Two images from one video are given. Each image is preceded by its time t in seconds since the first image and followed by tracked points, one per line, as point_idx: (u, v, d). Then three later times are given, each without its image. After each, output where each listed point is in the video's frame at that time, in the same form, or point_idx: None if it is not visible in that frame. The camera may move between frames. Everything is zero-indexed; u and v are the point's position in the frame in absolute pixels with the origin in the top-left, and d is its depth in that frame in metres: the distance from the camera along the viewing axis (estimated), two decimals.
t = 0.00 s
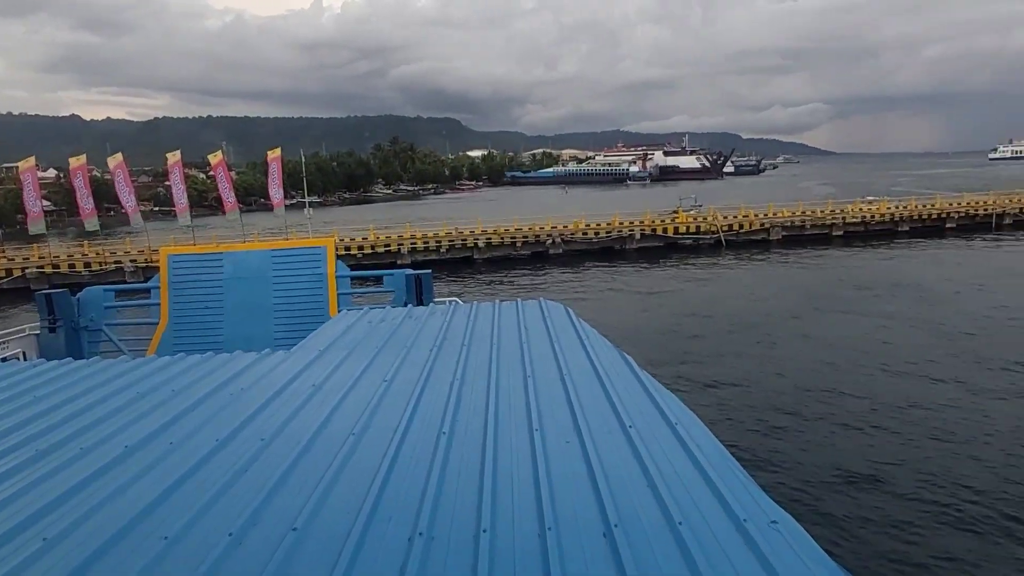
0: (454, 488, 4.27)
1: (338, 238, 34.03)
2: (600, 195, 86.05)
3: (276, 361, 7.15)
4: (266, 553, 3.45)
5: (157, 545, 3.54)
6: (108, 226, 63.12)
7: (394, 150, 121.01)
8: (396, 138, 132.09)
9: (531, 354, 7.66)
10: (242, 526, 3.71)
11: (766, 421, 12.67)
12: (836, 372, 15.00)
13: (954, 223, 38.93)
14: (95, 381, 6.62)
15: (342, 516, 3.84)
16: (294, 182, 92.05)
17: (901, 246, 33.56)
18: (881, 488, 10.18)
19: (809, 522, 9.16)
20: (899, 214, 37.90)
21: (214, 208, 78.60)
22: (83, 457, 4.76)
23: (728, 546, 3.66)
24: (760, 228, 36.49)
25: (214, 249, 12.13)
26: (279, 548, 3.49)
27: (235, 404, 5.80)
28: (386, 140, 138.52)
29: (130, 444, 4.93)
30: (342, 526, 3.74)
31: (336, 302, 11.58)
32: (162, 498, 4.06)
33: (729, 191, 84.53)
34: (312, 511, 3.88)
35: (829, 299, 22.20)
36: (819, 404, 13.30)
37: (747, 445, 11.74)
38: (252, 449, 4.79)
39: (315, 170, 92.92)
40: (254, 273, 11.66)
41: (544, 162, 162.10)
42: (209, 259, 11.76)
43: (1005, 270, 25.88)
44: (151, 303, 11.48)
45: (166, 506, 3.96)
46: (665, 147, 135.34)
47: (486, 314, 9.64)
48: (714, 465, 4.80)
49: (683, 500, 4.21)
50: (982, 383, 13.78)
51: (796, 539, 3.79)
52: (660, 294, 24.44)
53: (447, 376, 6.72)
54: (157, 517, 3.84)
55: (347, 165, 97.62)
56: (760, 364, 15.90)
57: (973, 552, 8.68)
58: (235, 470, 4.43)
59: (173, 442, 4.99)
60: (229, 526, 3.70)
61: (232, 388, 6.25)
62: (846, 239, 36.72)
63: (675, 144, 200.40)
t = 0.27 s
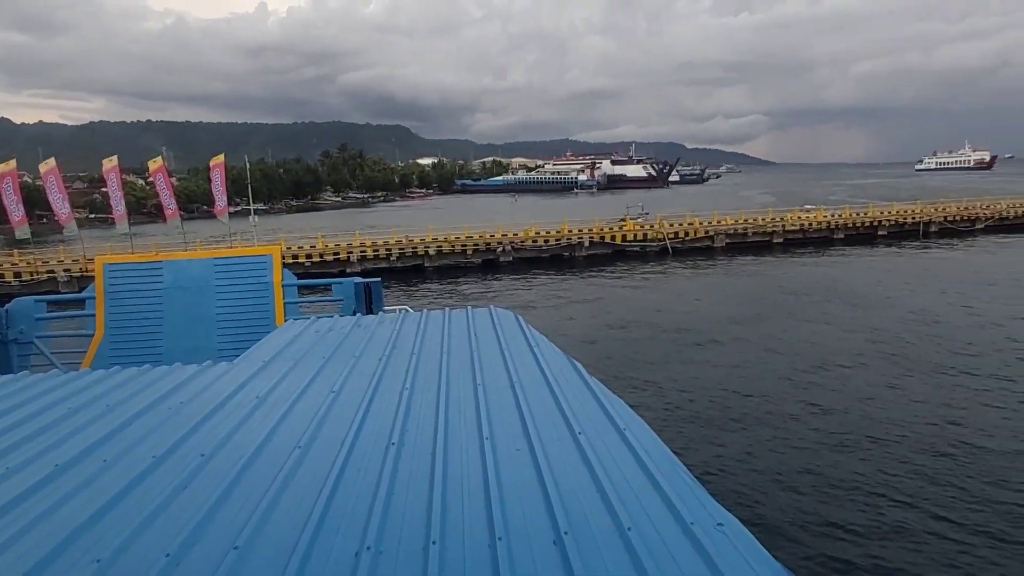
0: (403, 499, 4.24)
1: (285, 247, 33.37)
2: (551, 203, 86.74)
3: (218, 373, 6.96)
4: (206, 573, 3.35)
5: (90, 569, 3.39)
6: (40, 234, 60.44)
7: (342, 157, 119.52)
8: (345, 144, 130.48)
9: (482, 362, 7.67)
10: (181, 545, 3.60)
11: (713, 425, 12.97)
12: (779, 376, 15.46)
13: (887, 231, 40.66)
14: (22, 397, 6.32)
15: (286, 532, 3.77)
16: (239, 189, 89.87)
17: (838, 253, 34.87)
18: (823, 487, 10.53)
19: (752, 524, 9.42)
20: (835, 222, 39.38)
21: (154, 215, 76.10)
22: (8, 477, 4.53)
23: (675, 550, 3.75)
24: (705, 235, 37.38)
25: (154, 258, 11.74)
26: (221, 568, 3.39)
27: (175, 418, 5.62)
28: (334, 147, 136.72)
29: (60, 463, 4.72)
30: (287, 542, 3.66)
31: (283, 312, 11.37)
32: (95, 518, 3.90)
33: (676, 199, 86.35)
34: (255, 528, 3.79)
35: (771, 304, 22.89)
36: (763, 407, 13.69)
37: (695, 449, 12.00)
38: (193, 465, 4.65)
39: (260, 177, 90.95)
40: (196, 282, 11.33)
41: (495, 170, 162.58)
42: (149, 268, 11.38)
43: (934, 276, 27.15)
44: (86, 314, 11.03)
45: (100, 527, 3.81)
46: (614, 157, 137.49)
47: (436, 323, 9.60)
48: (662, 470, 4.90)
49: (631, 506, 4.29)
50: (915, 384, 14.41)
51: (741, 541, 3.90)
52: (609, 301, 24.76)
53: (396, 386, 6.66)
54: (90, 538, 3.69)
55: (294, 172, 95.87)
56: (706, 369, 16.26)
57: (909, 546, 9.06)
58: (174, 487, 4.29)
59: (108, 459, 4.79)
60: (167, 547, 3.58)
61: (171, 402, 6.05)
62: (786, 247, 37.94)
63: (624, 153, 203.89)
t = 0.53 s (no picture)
0: (360, 508, 4.21)
1: (237, 254, 32.65)
2: (507, 209, 86.95)
3: (166, 385, 6.76)
4: None
5: None
6: None
7: (296, 163, 117.70)
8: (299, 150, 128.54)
9: (439, 369, 7.64)
10: (128, 564, 3.49)
11: (670, 428, 13.19)
12: (732, 379, 15.83)
13: (832, 235, 42.01)
14: None
15: (239, 547, 3.69)
16: (189, 196, 87.62)
17: (787, 257, 35.86)
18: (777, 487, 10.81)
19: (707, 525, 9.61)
20: (783, 227, 40.50)
21: (99, 223, 73.58)
22: None
23: (633, 553, 3.81)
24: (659, 240, 38.01)
25: (98, 266, 11.34)
26: None
27: (120, 433, 5.44)
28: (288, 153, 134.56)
29: None
30: (239, 557, 3.59)
31: (235, 321, 11.14)
32: (35, 539, 3.75)
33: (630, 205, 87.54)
34: (206, 543, 3.70)
35: (723, 308, 23.40)
36: (718, 410, 13.98)
37: (653, 453, 12.17)
38: (140, 480, 4.51)
39: (211, 183, 88.86)
40: (143, 291, 11.00)
41: (451, 176, 162.28)
42: (92, 277, 10.99)
43: (877, 279, 28.17)
44: (26, 326, 10.61)
45: (39, 547, 3.66)
46: (569, 163, 138.72)
47: (393, 330, 9.54)
48: (618, 474, 4.98)
49: (588, 510, 4.34)
50: (861, 385, 14.92)
51: (696, 542, 3.99)
52: (567, 306, 24.96)
53: (352, 394, 6.59)
54: (28, 560, 3.54)
55: (246, 179, 93.95)
56: (662, 373, 16.53)
57: (859, 541, 9.37)
58: (119, 504, 4.15)
59: (48, 476, 4.61)
60: (113, 566, 3.47)
61: (116, 416, 5.85)
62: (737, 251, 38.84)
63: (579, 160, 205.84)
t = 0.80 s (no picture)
0: (316, 523, 4.15)
1: (190, 266, 31.85)
2: (467, 219, 86.93)
3: (113, 402, 6.55)
4: None
5: None
6: None
7: (251, 173, 115.62)
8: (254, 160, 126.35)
9: (398, 380, 7.59)
10: None
11: (630, 436, 13.31)
12: (689, 386, 16.07)
13: (783, 244, 43.15)
14: None
15: (191, 566, 3.59)
16: (139, 207, 85.20)
17: (740, 266, 36.67)
18: (735, 491, 11.00)
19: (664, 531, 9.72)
20: (737, 236, 41.44)
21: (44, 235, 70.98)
22: None
23: (593, 560, 3.84)
24: (617, 249, 38.47)
25: (40, 277, 10.84)
26: None
27: (64, 452, 5.25)
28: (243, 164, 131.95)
29: None
30: None
31: (187, 335, 10.84)
32: None
33: (589, 215, 88.45)
34: (157, 563, 3.59)
35: (680, 316, 23.82)
36: (676, 417, 14.17)
37: (613, 461, 12.26)
38: (85, 500, 4.35)
39: (162, 194, 86.58)
40: (89, 305, 10.56)
41: (410, 186, 161.40)
42: (34, 290, 10.49)
43: (826, 286, 29.02)
44: None
45: None
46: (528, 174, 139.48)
47: (351, 341, 9.43)
48: (578, 482, 5.02)
49: (548, 518, 4.36)
50: (810, 390, 15.33)
51: (654, 548, 4.05)
52: (526, 315, 25.02)
53: (308, 408, 6.48)
54: None
55: (199, 189, 91.83)
56: (621, 381, 16.69)
57: (815, 541, 9.58)
58: (64, 525, 4.00)
59: None
60: None
61: (59, 435, 5.63)
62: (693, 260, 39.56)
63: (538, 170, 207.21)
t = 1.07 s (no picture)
0: (275, 537, 4.09)
1: (143, 276, 30.98)
2: (428, 228, 86.59)
3: (62, 418, 6.34)
4: None
5: None
6: None
7: (206, 181, 113.22)
8: (210, 169, 123.79)
9: (359, 390, 7.53)
10: None
11: (593, 444, 13.38)
12: (651, 392, 16.26)
13: (739, 251, 44.07)
14: None
15: None
16: (89, 217, 82.62)
17: (698, 273, 37.30)
18: (697, 496, 11.13)
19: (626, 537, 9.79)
20: (694, 244, 42.20)
21: None
22: None
23: (555, 567, 3.86)
24: (578, 257, 38.78)
25: None
26: None
27: (10, 469, 5.06)
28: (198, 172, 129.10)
29: None
30: None
31: (139, 347, 10.63)
32: None
33: (550, 223, 89.02)
34: None
35: (641, 323, 24.11)
36: (638, 424, 14.30)
37: (577, 469, 12.30)
38: (34, 519, 4.21)
39: (113, 203, 84.17)
40: (35, 317, 10.15)
41: (371, 195, 160.05)
42: None
43: (781, 293, 29.73)
44: None
45: None
46: (490, 183, 139.69)
47: (310, 352, 9.31)
48: (540, 489, 5.04)
49: (511, 525, 4.39)
50: (767, 394, 15.66)
51: (615, 551, 4.10)
52: (488, 324, 25.01)
53: (267, 420, 6.38)
54: None
55: (152, 198, 89.53)
56: (584, 389, 16.79)
57: (775, 544, 9.76)
58: (11, 546, 3.86)
59: None
60: None
61: (5, 452, 5.43)
62: (652, 267, 40.12)
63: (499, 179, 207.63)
